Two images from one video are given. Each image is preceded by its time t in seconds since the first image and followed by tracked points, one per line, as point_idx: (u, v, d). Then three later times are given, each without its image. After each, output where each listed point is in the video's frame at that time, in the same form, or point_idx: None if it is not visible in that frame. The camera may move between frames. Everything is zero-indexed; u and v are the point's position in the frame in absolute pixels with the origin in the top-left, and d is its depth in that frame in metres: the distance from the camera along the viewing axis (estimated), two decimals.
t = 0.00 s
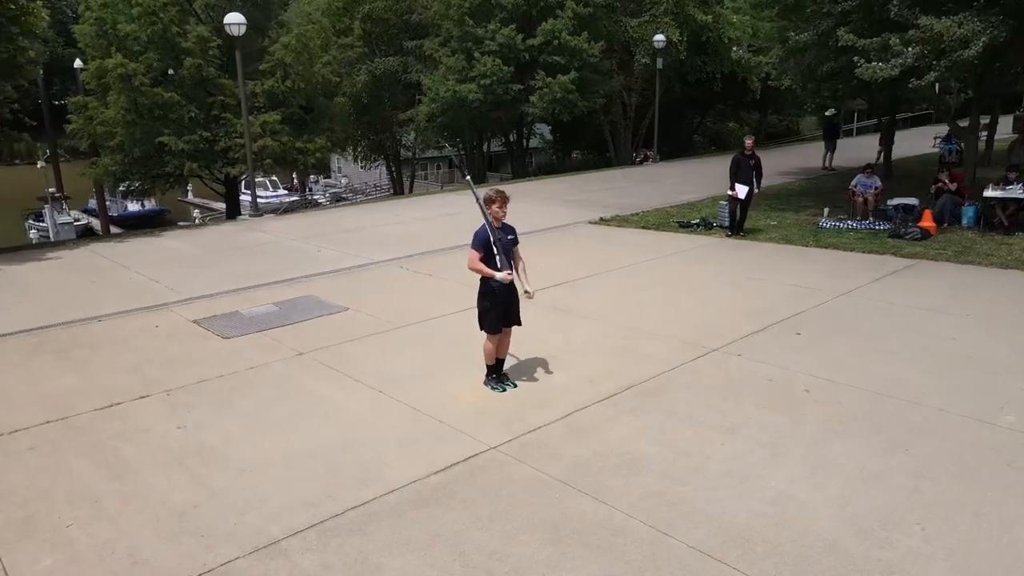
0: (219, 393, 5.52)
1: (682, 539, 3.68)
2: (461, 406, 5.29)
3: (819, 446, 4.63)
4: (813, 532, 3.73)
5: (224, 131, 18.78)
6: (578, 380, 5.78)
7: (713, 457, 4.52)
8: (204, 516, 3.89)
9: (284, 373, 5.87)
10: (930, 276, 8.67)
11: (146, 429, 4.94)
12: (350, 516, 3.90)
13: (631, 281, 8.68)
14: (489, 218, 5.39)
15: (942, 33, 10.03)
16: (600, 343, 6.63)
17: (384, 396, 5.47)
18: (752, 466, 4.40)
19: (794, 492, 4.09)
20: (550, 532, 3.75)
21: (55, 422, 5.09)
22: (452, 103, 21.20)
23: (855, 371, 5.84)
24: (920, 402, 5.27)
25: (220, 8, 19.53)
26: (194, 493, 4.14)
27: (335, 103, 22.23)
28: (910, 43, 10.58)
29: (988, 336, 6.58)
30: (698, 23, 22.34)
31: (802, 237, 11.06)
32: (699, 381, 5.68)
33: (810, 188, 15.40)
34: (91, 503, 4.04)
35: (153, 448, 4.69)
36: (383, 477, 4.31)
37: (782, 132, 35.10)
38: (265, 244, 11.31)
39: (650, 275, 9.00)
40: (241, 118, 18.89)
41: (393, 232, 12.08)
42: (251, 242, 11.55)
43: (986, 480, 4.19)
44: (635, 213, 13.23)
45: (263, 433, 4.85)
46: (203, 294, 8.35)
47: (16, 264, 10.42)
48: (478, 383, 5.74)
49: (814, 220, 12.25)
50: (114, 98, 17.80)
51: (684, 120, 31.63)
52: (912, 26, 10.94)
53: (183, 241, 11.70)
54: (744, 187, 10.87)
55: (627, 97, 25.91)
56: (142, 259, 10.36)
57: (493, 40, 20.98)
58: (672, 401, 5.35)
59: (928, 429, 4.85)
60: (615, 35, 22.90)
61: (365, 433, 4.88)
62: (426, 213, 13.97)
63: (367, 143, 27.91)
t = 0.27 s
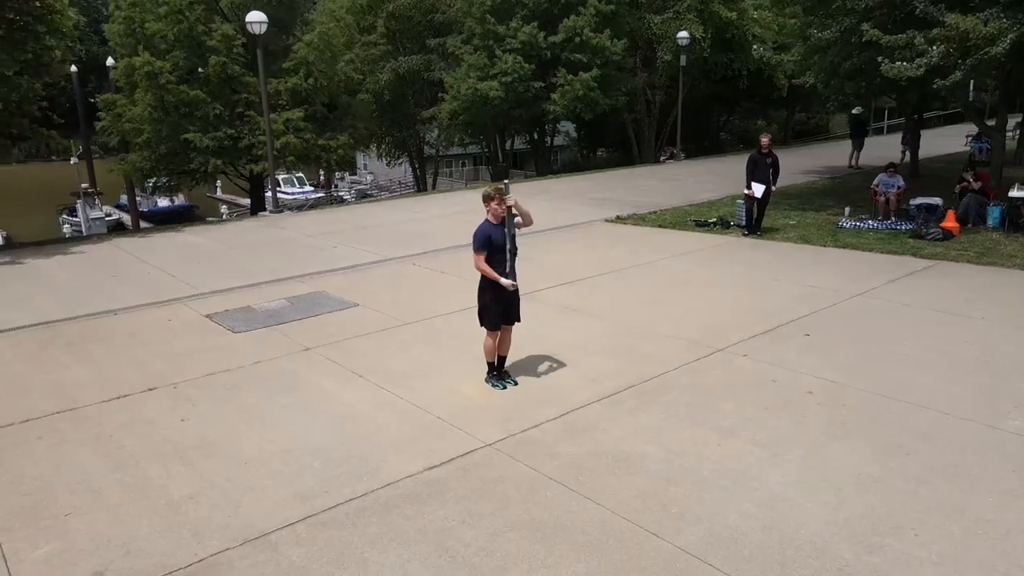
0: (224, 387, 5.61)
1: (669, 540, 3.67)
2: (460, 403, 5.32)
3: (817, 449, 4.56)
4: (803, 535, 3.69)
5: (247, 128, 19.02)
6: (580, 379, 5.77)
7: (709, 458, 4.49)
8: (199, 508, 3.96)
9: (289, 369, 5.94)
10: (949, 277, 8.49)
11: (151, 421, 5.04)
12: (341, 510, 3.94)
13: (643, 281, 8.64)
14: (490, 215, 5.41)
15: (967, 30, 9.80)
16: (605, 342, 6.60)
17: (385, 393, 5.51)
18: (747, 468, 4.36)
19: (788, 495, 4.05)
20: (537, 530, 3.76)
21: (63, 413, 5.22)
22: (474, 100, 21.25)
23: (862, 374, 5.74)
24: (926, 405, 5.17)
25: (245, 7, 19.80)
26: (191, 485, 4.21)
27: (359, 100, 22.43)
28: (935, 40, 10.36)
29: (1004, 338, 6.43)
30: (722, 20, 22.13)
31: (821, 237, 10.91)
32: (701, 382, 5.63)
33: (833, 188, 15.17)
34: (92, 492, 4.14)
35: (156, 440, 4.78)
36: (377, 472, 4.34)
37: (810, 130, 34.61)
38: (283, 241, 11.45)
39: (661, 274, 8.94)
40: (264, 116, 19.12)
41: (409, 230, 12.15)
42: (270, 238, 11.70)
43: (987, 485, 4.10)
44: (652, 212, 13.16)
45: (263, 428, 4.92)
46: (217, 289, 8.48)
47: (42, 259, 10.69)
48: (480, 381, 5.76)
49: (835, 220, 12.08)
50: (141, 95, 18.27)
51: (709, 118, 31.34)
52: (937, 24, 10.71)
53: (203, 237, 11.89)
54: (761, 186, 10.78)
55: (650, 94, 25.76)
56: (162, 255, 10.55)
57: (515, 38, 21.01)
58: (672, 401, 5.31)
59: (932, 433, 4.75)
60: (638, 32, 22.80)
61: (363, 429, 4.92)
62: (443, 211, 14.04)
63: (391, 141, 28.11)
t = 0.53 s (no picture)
0: (228, 382, 5.71)
1: (653, 542, 3.67)
2: (458, 401, 5.35)
3: (811, 453, 4.52)
4: (789, 540, 3.67)
5: (269, 126, 19.25)
6: (580, 379, 5.77)
7: (701, 459, 4.47)
8: (194, 500, 4.05)
9: (293, 365, 6.02)
10: (966, 280, 8.33)
11: (155, 414, 5.16)
12: (332, 505, 4.00)
13: (652, 281, 8.62)
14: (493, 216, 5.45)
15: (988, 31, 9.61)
16: (607, 342, 6.59)
17: (386, 389, 5.57)
18: (740, 471, 4.34)
19: (778, 498, 4.03)
20: (523, 529, 3.78)
21: (72, 405, 5.34)
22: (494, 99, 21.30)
23: (866, 377, 5.67)
24: (928, 410, 5.09)
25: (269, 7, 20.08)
26: (188, 477, 4.30)
27: (380, 99, 22.60)
28: (955, 41, 10.17)
29: (1016, 343, 6.30)
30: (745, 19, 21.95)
31: (837, 238, 10.77)
32: (701, 383, 5.61)
33: (855, 189, 14.96)
34: (93, 483, 4.24)
35: (158, 433, 4.89)
36: (370, 468, 4.40)
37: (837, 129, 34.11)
38: (299, 239, 11.58)
39: (672, 274, 8.90)
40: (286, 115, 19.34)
41: (424, 228, 12.23)
42: (286, 236, 11.84)
43: (983, 493, 4.04)
44: (668, 211, 13.09)
45: (263, 423, 5.00)
46: (230, 285, 8.62)
47: (66, 255, 10.93)
48: (480, 378, 5.79)
49: (853, 221, 11.92)
50: (167, 94, 18.60)
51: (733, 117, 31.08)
52: (958, 24, 10.52)
53: (222, 234, 12.07)
54: (775, 187, 10.70)
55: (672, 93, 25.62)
56: (181, 252, 10.74)
57: (535, 37, 21.05)
58: (670, 402, 5.30)
59: (932, 437, 4.70)
60: (659, 32, 22.71)
61: (359, 425, 4.97)
62: (459, 209, 14.09)
63: (413, 140, 28.28)
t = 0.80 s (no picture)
0: (234, 377, 5.81)
1: (640, 540, 3.68)
2: (457, 399, 5.39)
3: (808, 455, 4.49)
4: (777, 541, 3.65)
5: (291, 125, 19.48)
6: (581, 378, 5.79)
7: (695, 459, 4.47)
8: (192, 491, 4.14)
9: (299, 361, 6.11)
10: (982, 284, 8.19)
11: (161, 407, 5.27)
12: (325, 498, 4.06)
13: (662, 281, 8.59)
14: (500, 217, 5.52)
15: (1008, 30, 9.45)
16: (611, 342, 6.60)
17: (387, 386, 5.63)
18: (733, 471, 4.32)
19: (769, 500, 4.01)
20: (511, 525, 3.81)
21: (82, 397, 5.48)
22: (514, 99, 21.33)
23: (870, 381, 5.61)
24: (931, 414, 5.03)
25: (291, 7, 20.30)
26: (188, 469, 4.39)
27: (401, 99, 22.74)
28: (975, 41, 10.01)
29: None
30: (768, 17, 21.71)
31: (854, 240, 10.64)
32: (702, 384, 5.59)
33: (877, 190, 14.75)
34: (96, 472, 4.36)
35: (162, 425, 4.99)
36: (365, 463, 4.45)
37: (865, 129, 33.62)
38: (315, 237, 11.71)
39: (682, 275, 8.86)
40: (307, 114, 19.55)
41: (439, 227, 12.29)
42: (303, 234, 11.98)
43: (979, 498, 3.98)
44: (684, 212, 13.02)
45: (265, 418, 5.09)
46: (244, 282, 8.75)
47: (88, 251, 11.18)
48: (481, 376, 5.82)
49: (872, 223, 11.76)
50: (191, 94, 18.92)
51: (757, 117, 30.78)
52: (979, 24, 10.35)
53: (241, 232, 12.24)
54: (790, 187, 10.63)
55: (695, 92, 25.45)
56: (199, 249, 10.92)
57: (554, 37, 21.02)
58: (669, 403, 5.29)
59: (933, 443, 4.63)
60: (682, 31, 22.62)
61: (358, 422, 5.04)
62: (476, 208, 14.14)
63: (435, 139, 28.42)
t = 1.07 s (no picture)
0: (240, 373, 5.91)
1: (627, 540, 3.68)
2: (457, 397, 5.43)
3: (804, 458, 4.45)
4: (764, 543, 3.63)
5: (313, 124, 19.68)
6: (582, 379, 5.79)
7: (689, 461, 4.45)
8: (189, 484, 4.22)
9: (304, 358, 6.19)
10: (1001, 286, 8.03)
11: (166, 402, 5.37)
12: (318, 493, 4.12)
13: (672, 282, 8.54)
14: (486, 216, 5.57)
15: None
16: (616, 343, 6.59)
17: (389, 384, 5.68)
18: (727, 473, 4.30)
19: (761, 502, 3.99)
20: (500, 522, 3.83)
21: (91, 390, 5.61)
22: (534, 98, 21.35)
23: (876, 384, 5.54)
24: (935, 419, 4.95)
25: (314, 7, 20.51)
26: (187, 463, 4.47)
27: (423, 98, 22.87)
28: (998, 39, 9.83)
29: None
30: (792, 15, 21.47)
31: (872, 241, 10.49)
32: (703, 386, 5.57)
33: (900, 191, 14.52)
34: (99, 464, 4.46)
35: (167, 419, 5.10)
36: (360, 459, 4.51)
37: (894, 129, 33.07)
38: (332, 235, 11.83)
39: (693, 276, 8.81)
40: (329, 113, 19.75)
41: (454, 226, 12.35)
42: (320, 232, 12.11)
43: (976, 504, 3.92)
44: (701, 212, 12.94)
45: (266, 413, 5.17)
46: (258, 279, 8.88)
47: (111, 247, 11.42)
48: (483, 376, 5.85)
49: (892, 224, 11.58)
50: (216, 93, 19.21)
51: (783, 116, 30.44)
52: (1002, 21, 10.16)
53: (259, 230, 12.41)
54: (807, 188, 10.50)
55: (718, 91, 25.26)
56: (218, 246, 11.10)
57: (575, 35, 20.99)
58: (668, 405, 5.27)
59: (934, 447, 4.57)
60: (704, 29, 22.80)
61: (358, 418, 5.10)
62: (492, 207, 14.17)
63: (458, 138, 28.50)
